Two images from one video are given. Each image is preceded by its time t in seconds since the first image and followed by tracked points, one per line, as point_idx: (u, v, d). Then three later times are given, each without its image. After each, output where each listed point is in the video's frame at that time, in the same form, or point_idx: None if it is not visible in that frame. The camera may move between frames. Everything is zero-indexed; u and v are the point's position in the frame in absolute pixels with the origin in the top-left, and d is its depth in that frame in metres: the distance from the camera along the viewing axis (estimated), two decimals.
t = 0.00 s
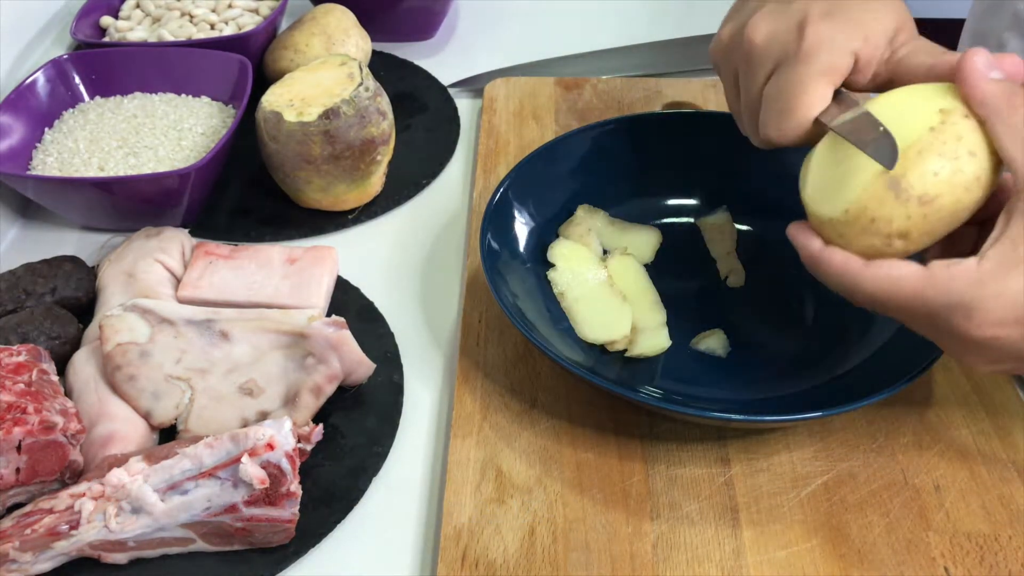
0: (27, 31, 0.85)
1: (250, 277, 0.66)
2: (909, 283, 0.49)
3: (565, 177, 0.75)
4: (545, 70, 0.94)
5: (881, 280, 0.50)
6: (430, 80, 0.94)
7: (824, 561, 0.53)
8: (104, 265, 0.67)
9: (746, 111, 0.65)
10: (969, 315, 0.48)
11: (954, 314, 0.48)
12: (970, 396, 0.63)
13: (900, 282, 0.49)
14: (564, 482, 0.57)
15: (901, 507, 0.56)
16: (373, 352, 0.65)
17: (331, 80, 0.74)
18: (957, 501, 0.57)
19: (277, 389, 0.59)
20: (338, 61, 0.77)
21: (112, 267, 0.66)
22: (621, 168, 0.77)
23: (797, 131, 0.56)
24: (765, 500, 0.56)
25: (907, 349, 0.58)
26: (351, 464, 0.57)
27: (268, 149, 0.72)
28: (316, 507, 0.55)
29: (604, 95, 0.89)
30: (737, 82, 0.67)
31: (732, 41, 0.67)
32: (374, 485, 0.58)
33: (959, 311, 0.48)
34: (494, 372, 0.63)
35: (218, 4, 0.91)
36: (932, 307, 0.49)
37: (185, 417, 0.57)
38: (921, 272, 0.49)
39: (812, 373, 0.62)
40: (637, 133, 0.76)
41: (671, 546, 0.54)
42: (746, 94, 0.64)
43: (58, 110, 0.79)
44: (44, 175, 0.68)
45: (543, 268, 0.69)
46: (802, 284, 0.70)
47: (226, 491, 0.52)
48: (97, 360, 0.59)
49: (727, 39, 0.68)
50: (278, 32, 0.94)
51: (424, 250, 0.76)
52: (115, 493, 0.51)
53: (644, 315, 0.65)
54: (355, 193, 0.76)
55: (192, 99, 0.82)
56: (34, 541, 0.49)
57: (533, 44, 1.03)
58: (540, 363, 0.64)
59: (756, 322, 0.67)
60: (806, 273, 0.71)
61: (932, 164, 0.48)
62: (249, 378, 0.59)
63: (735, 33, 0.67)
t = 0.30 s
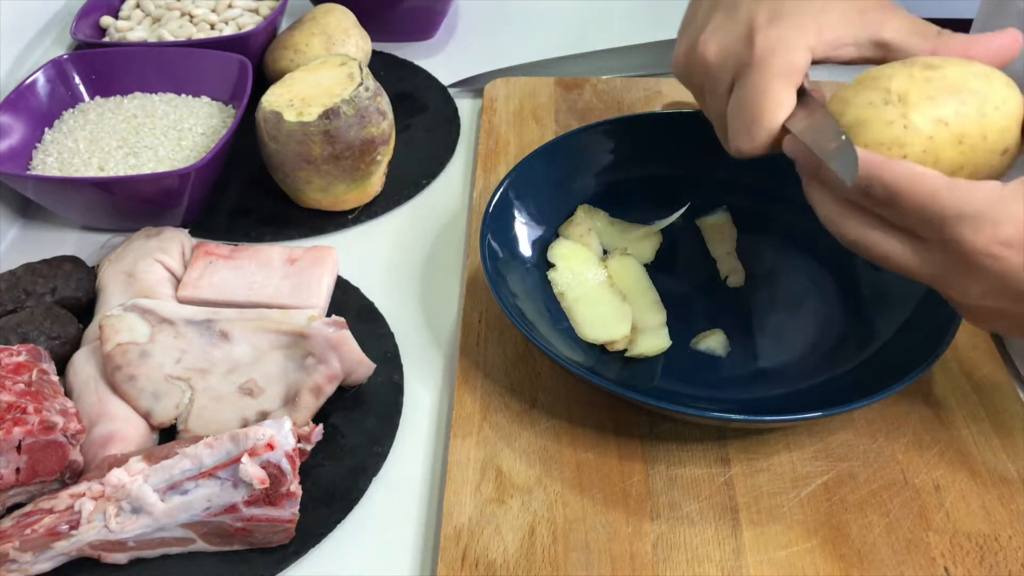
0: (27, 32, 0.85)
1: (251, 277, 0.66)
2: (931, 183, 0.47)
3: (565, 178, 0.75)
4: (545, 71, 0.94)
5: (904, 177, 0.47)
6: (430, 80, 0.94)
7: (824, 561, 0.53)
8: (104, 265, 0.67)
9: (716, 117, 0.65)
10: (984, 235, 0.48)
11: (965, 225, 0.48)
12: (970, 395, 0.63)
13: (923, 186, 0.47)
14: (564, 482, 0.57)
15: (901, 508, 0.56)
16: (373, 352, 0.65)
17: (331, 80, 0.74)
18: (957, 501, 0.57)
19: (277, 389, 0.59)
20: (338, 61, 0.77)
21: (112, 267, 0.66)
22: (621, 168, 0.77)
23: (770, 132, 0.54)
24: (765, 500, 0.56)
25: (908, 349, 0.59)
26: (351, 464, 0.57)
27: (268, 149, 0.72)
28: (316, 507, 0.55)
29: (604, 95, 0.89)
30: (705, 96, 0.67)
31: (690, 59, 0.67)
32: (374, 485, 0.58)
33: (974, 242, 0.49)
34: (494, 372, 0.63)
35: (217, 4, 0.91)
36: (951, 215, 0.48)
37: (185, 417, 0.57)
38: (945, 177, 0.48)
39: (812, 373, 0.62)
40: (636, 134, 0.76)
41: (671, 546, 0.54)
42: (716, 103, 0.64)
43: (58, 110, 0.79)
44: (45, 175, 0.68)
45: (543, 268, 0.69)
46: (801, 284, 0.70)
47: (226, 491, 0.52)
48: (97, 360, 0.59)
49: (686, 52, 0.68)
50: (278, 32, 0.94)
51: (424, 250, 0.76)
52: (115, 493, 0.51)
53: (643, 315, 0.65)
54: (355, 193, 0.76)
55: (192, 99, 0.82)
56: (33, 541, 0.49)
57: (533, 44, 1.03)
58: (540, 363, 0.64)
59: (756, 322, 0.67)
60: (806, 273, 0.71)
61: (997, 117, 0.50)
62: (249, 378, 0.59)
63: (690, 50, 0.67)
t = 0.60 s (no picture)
0: (27, 31, 0.85)
1: (251, 277, 0.66)
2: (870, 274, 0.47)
3: (565, 178, 0.75)
4: (545, 70, 0.94)
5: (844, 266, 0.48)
6: (430, 80, 0.94)
7: (824, 561, 0.53)
8: (104, 265, 0.67)
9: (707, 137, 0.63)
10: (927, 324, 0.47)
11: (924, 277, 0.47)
12: (970, 395, 0.63)
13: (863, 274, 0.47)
14: (564, 481, 0.57)
15: (901, 508, 0.56)
16: (373, 352, 0.65)
17: (331, 80, 0.74)
18: (957, 501, 0.57)
19: (277, 389, 0.59)
20: (338, 61, 0.77)
21: (112, 267, 0.66)
22: (620, 168, 0.77)
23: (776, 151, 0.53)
24: (765, 500, 0.56)
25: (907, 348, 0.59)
26: (351, 464, 0.57)
27: (268, 149, 0.72)
28: (316, 507, 0.55)
29: (604, 95, 0.89)
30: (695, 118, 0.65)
31: (681, 81, 0.64)
32: (375, 485, 0.58)
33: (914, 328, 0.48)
34: (494, 372, 0.63)
35: (218, 4, 0.90)
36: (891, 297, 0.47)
37: (185, 417, 0.57)
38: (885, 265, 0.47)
39: (812, 372, 0.62)
40: (635, 133, 0.76)
41: (671, 545, 0.54)
42: (709, 130, 0.62)
43: (58, 110, 0.79)
44: (44, 174, 0.68)
45: (543, 267, 0.69)
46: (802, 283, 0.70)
47: (226, 491, 0.52)
48: (97, 360, 0.59)
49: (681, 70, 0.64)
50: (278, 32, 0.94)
51: (424, 250, 0.76)
52: (115, 493, 0.51)
53: (643, 314, 0.65)
54: (355, 194, 0.76)
55: (192, 99, 0.82)
56: (34, 541, 0.49)
57: (534, 44, 1.03)
58: (540, 363, 0.64)
59: (757, 322, 0.67)
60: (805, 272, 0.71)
61: (926, 167, 0.47)
62: (249, 378, 0.59)
63: (682, 70, 0.64)
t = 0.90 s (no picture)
0: (27, 32, 0.85)
1: (251, 277, 0.66)
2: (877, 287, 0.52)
3: (565, 177, 0.75)
4: (545, 71, 0.94)
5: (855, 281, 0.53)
6: (430, 80, 0.94)
7: (824, 562, 0.53)
8: (104, 265, 0.67)
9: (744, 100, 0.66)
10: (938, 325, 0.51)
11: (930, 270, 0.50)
12: (970, 395, 0.63)
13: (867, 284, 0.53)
14: (564, 481, 0.57)
15: (901, 508, 0.56)
16: (373, 352, 0.65)
17: (331, 80, 0.74)
18: (957, 501, 0.57)
19: (277, 389, 0.59)
20: (338, 61, 0.77)
21: (112, 267, 0.66)
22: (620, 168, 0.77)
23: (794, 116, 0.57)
24: (765, 500, 0.56)
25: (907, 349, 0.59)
26: (351, 464, 0.57)
27: (268, 150, 0.72)
28: (316, 507, 0.55)
29: (604, 95, 0.89)
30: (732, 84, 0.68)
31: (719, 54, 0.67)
32: (374, 485, 0.58)
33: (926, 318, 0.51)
34: (494, 372, 0.63)
35: (217, 4, 0.90)
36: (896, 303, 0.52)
37: (185, 417, 0.57)
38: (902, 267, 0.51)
39: (812, 372, 0.62)
40: (633, 133, 0.76)
41: (671, 546, 0.54)
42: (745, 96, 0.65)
43: (58, 110, 0.79)
44: (44, 175, 0.68)
45: (543, 267, 0.69)
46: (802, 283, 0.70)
47: (226, 491, 0.52)
48: (97, 360, 0.59)
49: (717, 42, 0.67)
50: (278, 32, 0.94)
51: (425, 250, 0.76)
52: (115, 492, 0.51)
53: (643, 315, 0.65)
54: (355, 193, 0.76)
55: (192, 99, 0.82)
56: (34, 541, 0.49)
57: (533, 44, 1.03)
58: (540, 363, 0.64)
59: (757, 322, 0.67)
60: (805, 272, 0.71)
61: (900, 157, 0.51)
62: (249, 378, 0.59)
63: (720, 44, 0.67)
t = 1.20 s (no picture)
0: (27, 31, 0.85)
1: (251, 277, 0.66)
2: (910, 303, 0.52)
3: (565, 177, 0.75)
4: (545, 71, 0.94)
5: (880, 298, 0.52)
6: (430, 80, 0.94)
7: (824, 562, 0.53)
8: (104, 265, 0.67)
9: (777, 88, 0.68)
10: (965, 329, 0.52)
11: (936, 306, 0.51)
12: (970, 394, 0.64)
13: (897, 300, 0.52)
14: (564, 482, 0.57)
15: (901, 508, 0.56)
16: (373, 352, 0.65)
17: (331, 80, 0.74)
18: (957, 501, 0.57)
19: (277, 389, 0.59)
20: (338, 61, 0.77)
21: (112, 267, 0.66)
22: (621, 168, 0.77)
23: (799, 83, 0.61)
24: (765, 500, 0.56)
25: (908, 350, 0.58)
26: (351, 463, 0.57)
27: (268, 149, 0.72)
28: (316, 507, 0.54)
29: (604, 95, 0.89)
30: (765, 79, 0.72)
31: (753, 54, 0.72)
32: (374, 485, 0.58)
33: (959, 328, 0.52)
34: (494, 372, 0.63)
35: (217, 4, 0.90)
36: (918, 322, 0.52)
37: (185, 417, 0.57)
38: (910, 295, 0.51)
39: (812, 372, 0.62)
40: (634, 134, 0.76)
41: (671, 545, 0.54)
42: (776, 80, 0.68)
43: (58, 110, 0.79)
44: (44, 175, 0.68)
45: (543, 267, 0.69)
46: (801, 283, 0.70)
47: (226, 491, 0.52)
48: (97, 360, 0.59)
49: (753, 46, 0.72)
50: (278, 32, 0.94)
51: (424, 250, 0.76)
52: (114, 493, 0.51)
53: (645, 315, 0.65)
54: (355, 194, 0.76)
55: (192, 99, 0.82)
56: (34, 541, 0.49)
57: (533, 44, 1.03)
58: (540, 363, 0.64)
59: (756, 322, 0.67)
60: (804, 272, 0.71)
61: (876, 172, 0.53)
62: (249, 378, 0.59)
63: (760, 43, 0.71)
